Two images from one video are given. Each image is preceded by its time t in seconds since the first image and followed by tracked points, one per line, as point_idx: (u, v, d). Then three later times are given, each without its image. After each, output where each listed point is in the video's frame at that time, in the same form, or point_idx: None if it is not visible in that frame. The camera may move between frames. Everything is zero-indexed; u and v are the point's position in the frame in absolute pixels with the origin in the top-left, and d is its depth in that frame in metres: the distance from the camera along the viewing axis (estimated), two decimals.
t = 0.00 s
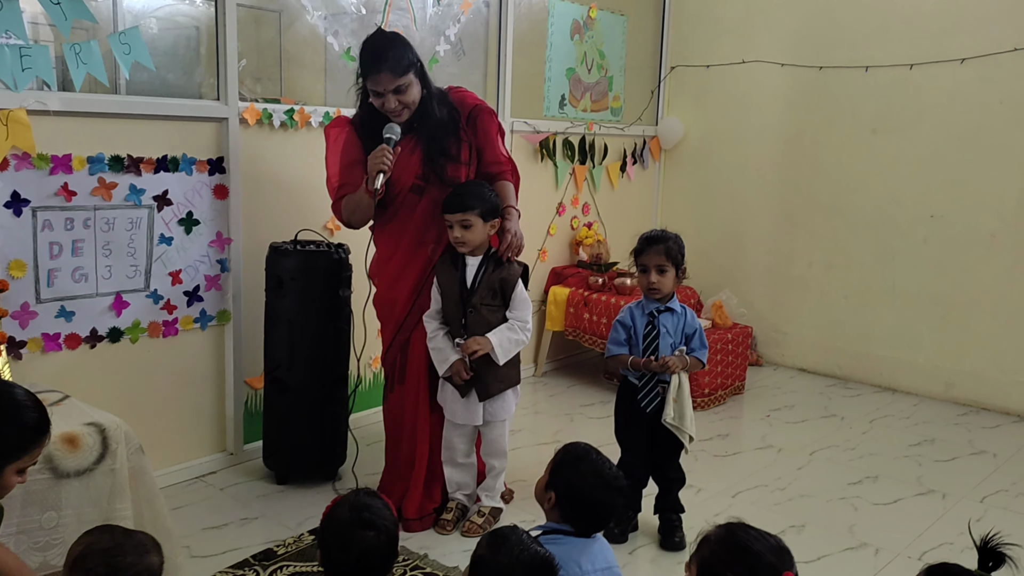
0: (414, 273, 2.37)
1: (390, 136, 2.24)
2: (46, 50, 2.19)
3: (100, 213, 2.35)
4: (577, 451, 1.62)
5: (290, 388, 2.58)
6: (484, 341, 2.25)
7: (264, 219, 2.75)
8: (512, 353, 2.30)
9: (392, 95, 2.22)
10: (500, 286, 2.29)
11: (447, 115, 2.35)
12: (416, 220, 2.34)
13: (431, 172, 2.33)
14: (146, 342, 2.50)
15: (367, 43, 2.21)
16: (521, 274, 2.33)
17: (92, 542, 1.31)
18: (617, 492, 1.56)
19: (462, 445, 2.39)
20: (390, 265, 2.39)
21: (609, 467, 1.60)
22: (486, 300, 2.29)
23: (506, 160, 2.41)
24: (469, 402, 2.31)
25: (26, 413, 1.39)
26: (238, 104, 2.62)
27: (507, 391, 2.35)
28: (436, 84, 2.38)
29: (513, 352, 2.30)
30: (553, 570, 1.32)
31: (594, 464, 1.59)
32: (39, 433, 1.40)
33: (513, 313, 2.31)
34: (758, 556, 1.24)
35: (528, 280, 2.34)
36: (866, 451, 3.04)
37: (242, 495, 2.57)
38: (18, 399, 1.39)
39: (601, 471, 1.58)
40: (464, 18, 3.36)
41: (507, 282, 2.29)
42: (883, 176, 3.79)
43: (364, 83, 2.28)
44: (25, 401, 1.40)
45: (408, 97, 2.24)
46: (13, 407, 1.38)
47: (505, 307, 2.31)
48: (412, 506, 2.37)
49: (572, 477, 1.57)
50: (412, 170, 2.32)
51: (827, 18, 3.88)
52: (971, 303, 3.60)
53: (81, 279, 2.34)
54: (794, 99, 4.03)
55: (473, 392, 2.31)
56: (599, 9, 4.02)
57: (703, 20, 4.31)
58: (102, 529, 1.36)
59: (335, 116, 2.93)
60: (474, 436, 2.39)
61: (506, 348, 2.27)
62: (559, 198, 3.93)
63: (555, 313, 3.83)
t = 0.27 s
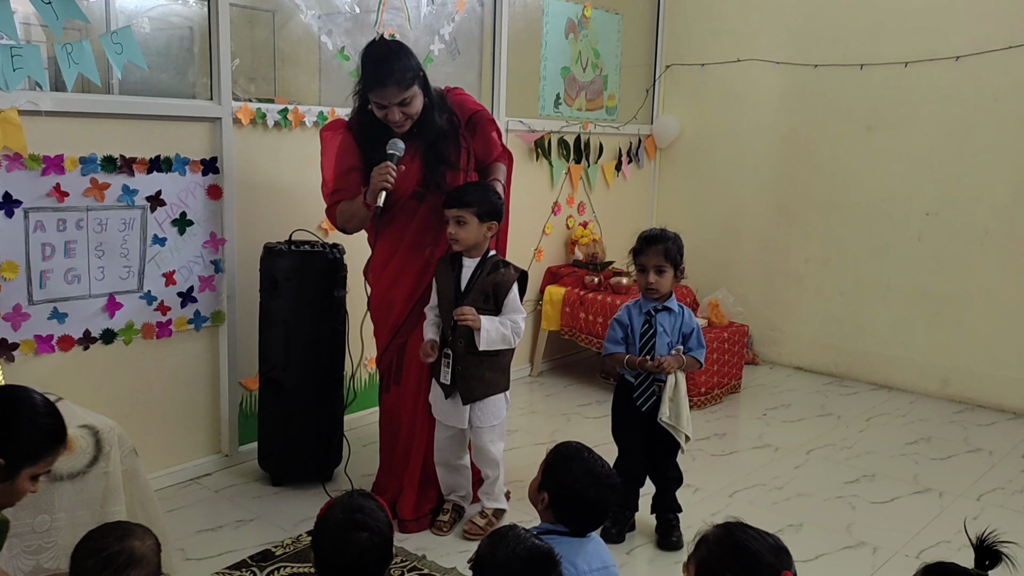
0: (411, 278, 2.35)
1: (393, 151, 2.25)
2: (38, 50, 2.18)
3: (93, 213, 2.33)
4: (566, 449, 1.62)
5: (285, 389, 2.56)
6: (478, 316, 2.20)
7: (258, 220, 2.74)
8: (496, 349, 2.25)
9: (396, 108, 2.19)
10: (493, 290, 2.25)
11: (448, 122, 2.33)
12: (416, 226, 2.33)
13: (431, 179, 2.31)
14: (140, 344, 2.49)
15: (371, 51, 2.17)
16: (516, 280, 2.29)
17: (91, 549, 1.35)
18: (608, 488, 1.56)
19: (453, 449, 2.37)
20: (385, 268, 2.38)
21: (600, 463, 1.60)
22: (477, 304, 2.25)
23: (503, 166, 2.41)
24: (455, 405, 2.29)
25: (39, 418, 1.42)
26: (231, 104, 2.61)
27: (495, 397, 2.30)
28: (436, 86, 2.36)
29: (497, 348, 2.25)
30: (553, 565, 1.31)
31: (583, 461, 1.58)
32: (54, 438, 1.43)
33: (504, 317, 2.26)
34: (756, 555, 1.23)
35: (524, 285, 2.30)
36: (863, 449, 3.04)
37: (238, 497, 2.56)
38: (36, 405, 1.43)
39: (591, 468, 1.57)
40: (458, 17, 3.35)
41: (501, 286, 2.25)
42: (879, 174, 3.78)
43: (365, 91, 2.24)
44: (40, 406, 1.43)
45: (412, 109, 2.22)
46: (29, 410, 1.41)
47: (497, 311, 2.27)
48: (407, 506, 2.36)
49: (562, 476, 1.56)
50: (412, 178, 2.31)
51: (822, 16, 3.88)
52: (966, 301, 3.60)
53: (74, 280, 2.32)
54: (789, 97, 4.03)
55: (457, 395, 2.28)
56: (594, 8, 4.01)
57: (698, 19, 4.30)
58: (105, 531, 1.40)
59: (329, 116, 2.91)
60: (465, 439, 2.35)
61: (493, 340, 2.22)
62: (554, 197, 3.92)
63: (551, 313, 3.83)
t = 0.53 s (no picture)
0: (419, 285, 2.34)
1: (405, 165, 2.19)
2: (37, 51, 2.17)
3: (93, 215, 2.33)
4: (557, 450, 1.60)
5: (286, 390, 2.56)
6: (465, 308, 2.15)
7: (258, 221, 2.73)
8: (484, 347, 2.17)
9: (408, 123, 2.16)
10: (495, 291, 2.19)
11: (454, 130, 2.32)
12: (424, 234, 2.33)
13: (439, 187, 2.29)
14: (141, 345, 2.48)
15: (381, 64, 2.14)
16: (523, 284, 2.21)
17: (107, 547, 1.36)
18: (599, 488, 1.54)
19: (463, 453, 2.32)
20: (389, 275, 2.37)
21: (590, 461, 1.58)
22: (479, 304, 2.20)
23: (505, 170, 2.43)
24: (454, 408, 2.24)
25: (51, 426, 1.41)
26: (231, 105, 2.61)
27: (495, 404, 2.22)
28: (438, 89, 2.36)
29: (486, 346, 2.16)
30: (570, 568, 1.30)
31: (574, 461, 1.56)
32: (64, 448, 1.43)
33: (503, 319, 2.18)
34: (759, 557, 1.23)
35: (532, 290, 2.22)
36: (864, 449, 3.04)
37: (239, 499, 2.55)
38: (48, 414, 1.43)
39: (582, 466, 1.55)
40: (458, 17, 3.34)
41: (503, 289, 2.19)
42: (879, 173, 3.78)
43: (373, 103, 2.21)
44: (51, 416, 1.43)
45: (422, 122, 2.20)
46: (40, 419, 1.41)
47: (499, 313, 2.20)
48: (410, 507, 2.36)
49: (554, 478, 1.54)
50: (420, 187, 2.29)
51: (821, 15, 3.88)
52: (967, 300, 3.60)
53: (74, 281, 2.32)
54: (789, 97, 4.03)
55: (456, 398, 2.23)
56: (594, 7, 4.00)
57: (697, 18, 4.30)
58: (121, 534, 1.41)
59: (329, 117, 2.91)
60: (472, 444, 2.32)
61: (478, 336, 2.15)
62: (555, 197, 3.92)
63: (552, 313, 3.82)
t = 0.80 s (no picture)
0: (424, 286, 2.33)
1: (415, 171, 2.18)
2: (37, 51, 2.17)
3: (93, 215, 2.32)
4: (546, 454, 1.60)
5: (286, 390, 2.56)
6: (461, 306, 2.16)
7: (259, 221, 2.73)
8: (481, 346, 2.16)
9: (419, 119, 2.18)
10: (503, 292, 2.18)
11: (462, 128, 2.33)
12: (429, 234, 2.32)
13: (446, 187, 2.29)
14: (141, 345, 2.48)
15: (392, 61, 2.15)
16: (530, 285, 2.19)
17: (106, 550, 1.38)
18: (589, 489, 1.54)
19: (474, 455, 2.28)
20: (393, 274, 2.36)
21: (577, 462, 1.58)
22: (487, 305, 2.19)
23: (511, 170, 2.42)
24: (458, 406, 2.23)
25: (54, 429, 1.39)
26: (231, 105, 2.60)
27: (498, 405, 2.19)
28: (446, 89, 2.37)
29: (483, 346, 2.15)
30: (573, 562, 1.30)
31: (563, 464, 1.56)
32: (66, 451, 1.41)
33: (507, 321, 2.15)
34: (762, 559, 1.22)
35: (539, 291, 2.18)
36: (865, 449, 3.03)
37: (239, 499, 2.55)
38: (54, 411, 1.41)
39: (569, 467, 1.56)
40: (459, 17, 3.34)
41: (509, 288, 2.17)
42: (880, 173, 3.78)
43: (382, 100, 2.22)
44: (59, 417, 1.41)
45: (432, 119, 2.21)
46: (46, 417, 1.39)
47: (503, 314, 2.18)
48: (413, 507, 2.36)
49: (542, 483, 1.54)
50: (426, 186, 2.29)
51: (822, 15, 3.87)
52: (968, 300, 3.60)
53: (74, 282, 2.31)
54: (790, 97, 4.02)
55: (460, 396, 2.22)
56: (594, 7, 4.00)
57: (698, 18, 4.30)
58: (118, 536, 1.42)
59: (329, 117, 2.90)
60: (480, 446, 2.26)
61: (474, 334, 2.14)
62: (555, 198, 3.91)
63: (552, 313, 3.82)
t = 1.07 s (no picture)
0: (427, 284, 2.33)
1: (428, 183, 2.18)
2: (38, 50, 2.17)
3: (94, 214, 2.32)
4: (529, 455, 1.59)
5: (285, 390, 2.56)
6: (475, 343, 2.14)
7: (259, 220, 2.73)
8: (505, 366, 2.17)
9: (429, 117, 2.18)
10: (512, 294, 2.17)
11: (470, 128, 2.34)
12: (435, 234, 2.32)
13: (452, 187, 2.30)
14: (141, 344, 2.48)
15: (405, 57, 2.16)
16: (541, 285, 2.19)
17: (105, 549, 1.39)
18: (569, 489, 1.52)
19: (485, 453, 2.29)
20: (395, 274, 2.35)
21: (562, 459, 1.56)
22: (497, 307, 2.19)
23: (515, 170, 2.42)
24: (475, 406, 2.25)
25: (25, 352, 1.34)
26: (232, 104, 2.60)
27: (515, 403, 2.20)
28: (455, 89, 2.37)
29: (506, 365, 2.16)
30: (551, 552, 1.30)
31: (546, 462, 1.55)
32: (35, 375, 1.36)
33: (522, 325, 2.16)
34: (760, 559, 1.22)
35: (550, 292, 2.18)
36: (864, 449, 3.04)
37: (239, 498, 2.55)
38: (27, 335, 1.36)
39: (550, 462, 1.55)
40: (460, 16, 3.34)
41: (518, 290, 2.16)
42: (880, 174, 3.78)
43: (392, 97, 2.22)
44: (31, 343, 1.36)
45: (443, 118, 2.22)
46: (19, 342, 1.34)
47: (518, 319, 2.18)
48: (412, 506, 2.36)
49: (526, 484, 1.54)
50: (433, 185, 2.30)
51: (823, 16, 3.88)
52: (968, 301, 3.60)
53: (75, 281, 2.31)
54: (790, 97, 4.02)
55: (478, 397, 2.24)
56: (595, 7, 4.00)
57: (698, 19, 4.30)
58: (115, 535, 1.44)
59: (329, 116, 2.90)
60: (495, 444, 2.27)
61: (497, 361, 2.15)
62: (555, 197, 3.91)
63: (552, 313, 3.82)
